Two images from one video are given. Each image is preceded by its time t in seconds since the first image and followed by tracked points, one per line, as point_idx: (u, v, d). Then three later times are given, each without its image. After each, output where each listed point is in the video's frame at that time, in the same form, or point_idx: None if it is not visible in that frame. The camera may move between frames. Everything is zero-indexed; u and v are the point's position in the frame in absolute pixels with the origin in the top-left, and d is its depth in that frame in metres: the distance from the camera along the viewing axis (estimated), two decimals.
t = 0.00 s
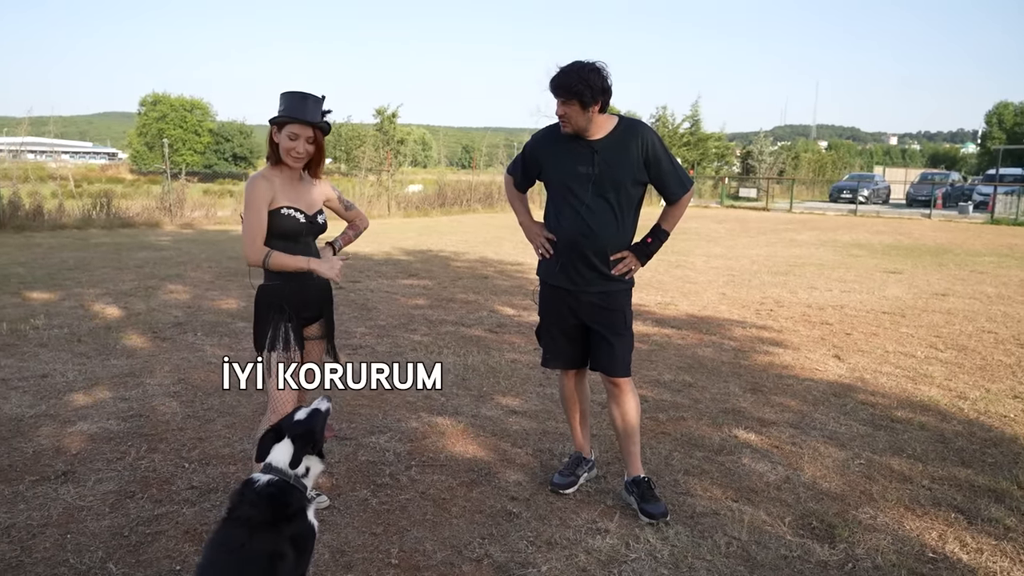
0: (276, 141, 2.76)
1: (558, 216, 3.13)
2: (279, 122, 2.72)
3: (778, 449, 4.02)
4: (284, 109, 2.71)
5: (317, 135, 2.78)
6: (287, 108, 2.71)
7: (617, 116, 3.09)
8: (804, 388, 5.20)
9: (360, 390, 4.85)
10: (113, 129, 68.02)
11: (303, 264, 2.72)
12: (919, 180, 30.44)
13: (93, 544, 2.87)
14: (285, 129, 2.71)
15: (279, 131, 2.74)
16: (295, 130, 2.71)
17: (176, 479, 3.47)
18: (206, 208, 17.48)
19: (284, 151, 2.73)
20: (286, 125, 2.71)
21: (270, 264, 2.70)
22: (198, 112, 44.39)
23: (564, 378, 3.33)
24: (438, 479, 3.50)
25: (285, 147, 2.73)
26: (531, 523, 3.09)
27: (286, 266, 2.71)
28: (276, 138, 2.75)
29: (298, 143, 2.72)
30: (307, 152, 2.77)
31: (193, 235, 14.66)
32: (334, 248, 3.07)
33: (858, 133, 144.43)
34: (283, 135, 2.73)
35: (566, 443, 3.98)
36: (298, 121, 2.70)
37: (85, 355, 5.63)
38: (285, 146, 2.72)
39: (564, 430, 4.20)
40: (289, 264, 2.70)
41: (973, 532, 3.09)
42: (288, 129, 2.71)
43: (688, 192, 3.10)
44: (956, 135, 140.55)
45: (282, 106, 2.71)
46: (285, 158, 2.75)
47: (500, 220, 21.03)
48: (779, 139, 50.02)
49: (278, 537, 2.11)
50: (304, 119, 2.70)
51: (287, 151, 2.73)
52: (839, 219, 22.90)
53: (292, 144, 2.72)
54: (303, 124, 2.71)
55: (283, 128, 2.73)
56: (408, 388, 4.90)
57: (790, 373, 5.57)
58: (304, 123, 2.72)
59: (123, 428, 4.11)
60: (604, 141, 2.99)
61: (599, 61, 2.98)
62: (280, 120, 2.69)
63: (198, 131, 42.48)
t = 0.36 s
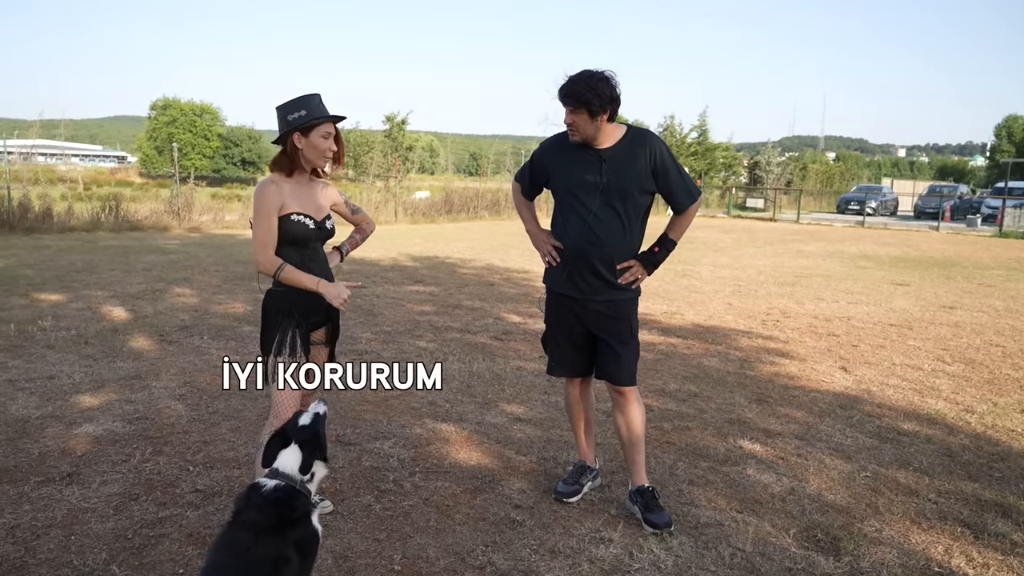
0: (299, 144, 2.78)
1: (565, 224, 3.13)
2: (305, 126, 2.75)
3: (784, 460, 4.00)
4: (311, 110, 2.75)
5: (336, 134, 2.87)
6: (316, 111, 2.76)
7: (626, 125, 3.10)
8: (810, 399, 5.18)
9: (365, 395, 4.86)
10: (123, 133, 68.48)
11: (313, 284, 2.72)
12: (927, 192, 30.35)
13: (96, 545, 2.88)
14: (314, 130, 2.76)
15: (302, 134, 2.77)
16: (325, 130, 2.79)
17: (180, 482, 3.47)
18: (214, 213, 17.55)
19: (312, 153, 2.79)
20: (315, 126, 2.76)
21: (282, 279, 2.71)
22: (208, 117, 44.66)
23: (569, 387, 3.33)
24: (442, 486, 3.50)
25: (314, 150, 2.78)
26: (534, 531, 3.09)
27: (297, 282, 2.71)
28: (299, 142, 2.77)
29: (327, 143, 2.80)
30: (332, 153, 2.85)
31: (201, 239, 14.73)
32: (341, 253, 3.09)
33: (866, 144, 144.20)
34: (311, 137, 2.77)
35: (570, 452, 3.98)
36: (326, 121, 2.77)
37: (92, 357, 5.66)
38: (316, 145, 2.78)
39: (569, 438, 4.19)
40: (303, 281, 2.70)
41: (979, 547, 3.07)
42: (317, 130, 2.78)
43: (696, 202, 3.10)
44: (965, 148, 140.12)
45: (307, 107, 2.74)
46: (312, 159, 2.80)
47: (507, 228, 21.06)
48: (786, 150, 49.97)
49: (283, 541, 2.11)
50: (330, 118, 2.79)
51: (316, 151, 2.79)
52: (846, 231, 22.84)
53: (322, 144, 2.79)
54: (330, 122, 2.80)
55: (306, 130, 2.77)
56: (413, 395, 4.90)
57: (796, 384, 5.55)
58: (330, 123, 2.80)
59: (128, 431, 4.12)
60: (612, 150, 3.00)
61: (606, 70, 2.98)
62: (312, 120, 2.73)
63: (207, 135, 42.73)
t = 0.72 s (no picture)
0: (297, 147, 2.79)
1: (564, 233, 3.14)
2: (301, 130, 2.77)
3: (781, 470, 4.00)
4: (304, 113, 2.78)
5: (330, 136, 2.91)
6: (308, 114, 2.79)
7: (625, 134, 3.12)
8: (808, 409, 5.19)
9: (363, 402, 4.86)
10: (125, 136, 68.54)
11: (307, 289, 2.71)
12: (926, 203, 30.43)
13: (94, 550, 2.88)
14: (309, 134, 2.79)
15: (298, 139, 2.78)
16: (321, 132, 2.83)
17: (178, 487, 3.47)
18: (214, 217, 17.57)
19: (309, 155, 2.81)
20: (311, 128, 2.79)
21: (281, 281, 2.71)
22: (209, 121, 44.74)
23: (567, 396, 3.34)
24: (440, 493, 3.50)
25: (312, 151, 2.80)
26: (531, 539, 3.09)
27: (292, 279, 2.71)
28: (297, 146, 2.78)
29: (322, 145, 2.83)
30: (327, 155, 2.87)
31: (201, 243, 14.74)
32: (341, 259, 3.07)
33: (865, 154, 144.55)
34: (308, 139, 2.79)
35: (568, 460, 3.98)
36: (319, 123, 2.81)
37: (90, 360, 5.66)
38: (314, 147, 2.81)
39: (566, 447, 4.20)
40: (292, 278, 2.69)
41: (975, 559, 3.07)
42: (313, 132, 2.81)
43: (695, 211, 3.12)
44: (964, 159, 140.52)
45: (300, 111, 2.78)
46: (310, 160, 2.82)
47: (506, 235, 21.09)
48: (786, 160, 50.10)
49: (283, 547, 2.11)
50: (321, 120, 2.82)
51: (314, 153, 2.82)
52: (846, 240, 22.88)
53: (319, 146, 2.82)
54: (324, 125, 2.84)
55: (303, 133, 2.78)
56: (411, 401, 4.90)
57: (794, 394, 5.56)
58: (322, 126, 2.83)
59: (126, 435, 4.12)
60: (611, 159, 3.01)
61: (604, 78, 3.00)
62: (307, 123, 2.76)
63: (208, 140, 42.83)
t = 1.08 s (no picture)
0: (292, 143, 2.77)
1: (567, 238, 3.14)
2: (295, 126, 2.76)
3: (784, 475, 4.00)
4: (297, 109, 2.77)
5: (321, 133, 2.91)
6: (300, 110, 2.77)
7: (627, 139, 3.12)
8: (810, 415, 5.18)
9: (365, 405, 4.86)
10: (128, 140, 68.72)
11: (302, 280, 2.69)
12: (928, 210, 30.41)
13: (95, 552, 2.87)
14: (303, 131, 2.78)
15: (293, 135, 2.76)
16: (313, 127, 2.82)
17: (180, 489, 3.47)
18: (216, 221, 17.59)
19: (304, 151, 2.80)
20: (305, 124, 2.78)
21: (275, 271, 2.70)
22: (212, 125, 44.86)
23: (569, 400, 3.33)
24: (442, 496, 3.50)
25: (306, 148, 2.80)
26: (533, 543, 3.08)
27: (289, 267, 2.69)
28: (292, 141, 2.77)
29: (316, 141, 2.83)
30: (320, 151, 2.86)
31: (203, 246, 14.75)
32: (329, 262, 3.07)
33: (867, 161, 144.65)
34: (302, 134, 2.78)
35: (570, 464, 3.97)
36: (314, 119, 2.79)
37: (92, 363, 5.66)
38: (308, 143, 2.80)
39: (569, 451, 4.19)
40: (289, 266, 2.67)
41: (979, 566, 3.06)
42: (306, 127, 2.80)
43: (698, 217, 3.11)
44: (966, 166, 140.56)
45: (292, 107, 2.77)
46: (306, 157, 2.82)
47: (508, 240, 21.08)
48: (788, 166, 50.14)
49: (286, 550, 2.11)
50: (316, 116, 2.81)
51: (308, 150, 2.81)
52: (848, 247, 22.86)
53: (313, 142, 2.82)
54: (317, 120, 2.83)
55: (297, 129, 2.77)
56: (413, 405, 4.90)
57: (796, 399, 5.55)
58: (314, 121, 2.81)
59: (128, 437, 4.12)
60: (614, 163, 3.02)
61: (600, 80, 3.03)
62: (301, 119, 2.75)
63: (211, 144, 42.93)
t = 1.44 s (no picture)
0: (291, 142, 2.72)
1: (580, 233, 3.13)
2: (295, 124, 2.71)
3: (799, 471, 3.97)
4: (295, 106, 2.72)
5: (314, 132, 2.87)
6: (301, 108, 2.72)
7: (641, 133, 3.10)
8: (825, 410, 5.15)
9: (379, 400, 4.87)
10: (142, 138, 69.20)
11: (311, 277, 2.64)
12: (944, 204, 30.11)
13: (112, 545, 2.90)
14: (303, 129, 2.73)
15: (293, 134, 2.71)
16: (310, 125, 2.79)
17: (195, 484, 3.50)
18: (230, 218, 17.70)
19: (304, 150, 2.76)
20: (304, 122, 2.74)
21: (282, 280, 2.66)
22: (225, 123, 45.08)
23: (582, 395, 3.32)
24: (456, 491, 3.50)
25: (305, 147, 2.76)
26: (548, 538, 3.08)
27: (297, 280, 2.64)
28: (291, 141, 2.71)
29: (313, 139, 2.79)
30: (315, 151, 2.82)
31: (217, 243, 14.84)
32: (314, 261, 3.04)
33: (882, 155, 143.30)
34: (301, 133, 2.74)
35: (584, 459, 3.97)
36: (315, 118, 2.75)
37: (108, 358, 5.71)
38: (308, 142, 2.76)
39: (582, 446, 4.19)
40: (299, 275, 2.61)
41: (997, 562, 3.03)
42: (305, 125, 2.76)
43: (711, 210, 3.09)
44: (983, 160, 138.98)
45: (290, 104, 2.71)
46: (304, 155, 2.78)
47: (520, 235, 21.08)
48: (802, 160, 49.77)
49: (302, 543, 2.13)
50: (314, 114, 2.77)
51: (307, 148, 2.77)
52: (863, 242, 22.68)
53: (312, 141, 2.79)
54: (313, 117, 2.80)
55: (296, 126, 2.72)
56: (427, 400, 4.91)
57: (811, 395, 5.52)
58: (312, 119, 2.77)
59: (145, 432, 4.15)
60: (626, 157, 3.00)
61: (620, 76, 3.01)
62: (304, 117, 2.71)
63: (225, 141, 43.16)
